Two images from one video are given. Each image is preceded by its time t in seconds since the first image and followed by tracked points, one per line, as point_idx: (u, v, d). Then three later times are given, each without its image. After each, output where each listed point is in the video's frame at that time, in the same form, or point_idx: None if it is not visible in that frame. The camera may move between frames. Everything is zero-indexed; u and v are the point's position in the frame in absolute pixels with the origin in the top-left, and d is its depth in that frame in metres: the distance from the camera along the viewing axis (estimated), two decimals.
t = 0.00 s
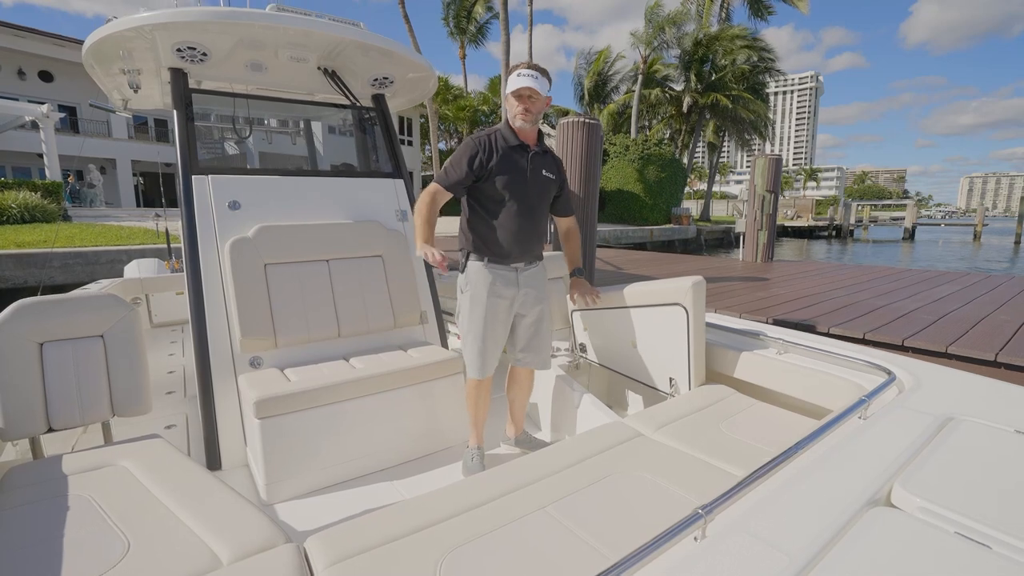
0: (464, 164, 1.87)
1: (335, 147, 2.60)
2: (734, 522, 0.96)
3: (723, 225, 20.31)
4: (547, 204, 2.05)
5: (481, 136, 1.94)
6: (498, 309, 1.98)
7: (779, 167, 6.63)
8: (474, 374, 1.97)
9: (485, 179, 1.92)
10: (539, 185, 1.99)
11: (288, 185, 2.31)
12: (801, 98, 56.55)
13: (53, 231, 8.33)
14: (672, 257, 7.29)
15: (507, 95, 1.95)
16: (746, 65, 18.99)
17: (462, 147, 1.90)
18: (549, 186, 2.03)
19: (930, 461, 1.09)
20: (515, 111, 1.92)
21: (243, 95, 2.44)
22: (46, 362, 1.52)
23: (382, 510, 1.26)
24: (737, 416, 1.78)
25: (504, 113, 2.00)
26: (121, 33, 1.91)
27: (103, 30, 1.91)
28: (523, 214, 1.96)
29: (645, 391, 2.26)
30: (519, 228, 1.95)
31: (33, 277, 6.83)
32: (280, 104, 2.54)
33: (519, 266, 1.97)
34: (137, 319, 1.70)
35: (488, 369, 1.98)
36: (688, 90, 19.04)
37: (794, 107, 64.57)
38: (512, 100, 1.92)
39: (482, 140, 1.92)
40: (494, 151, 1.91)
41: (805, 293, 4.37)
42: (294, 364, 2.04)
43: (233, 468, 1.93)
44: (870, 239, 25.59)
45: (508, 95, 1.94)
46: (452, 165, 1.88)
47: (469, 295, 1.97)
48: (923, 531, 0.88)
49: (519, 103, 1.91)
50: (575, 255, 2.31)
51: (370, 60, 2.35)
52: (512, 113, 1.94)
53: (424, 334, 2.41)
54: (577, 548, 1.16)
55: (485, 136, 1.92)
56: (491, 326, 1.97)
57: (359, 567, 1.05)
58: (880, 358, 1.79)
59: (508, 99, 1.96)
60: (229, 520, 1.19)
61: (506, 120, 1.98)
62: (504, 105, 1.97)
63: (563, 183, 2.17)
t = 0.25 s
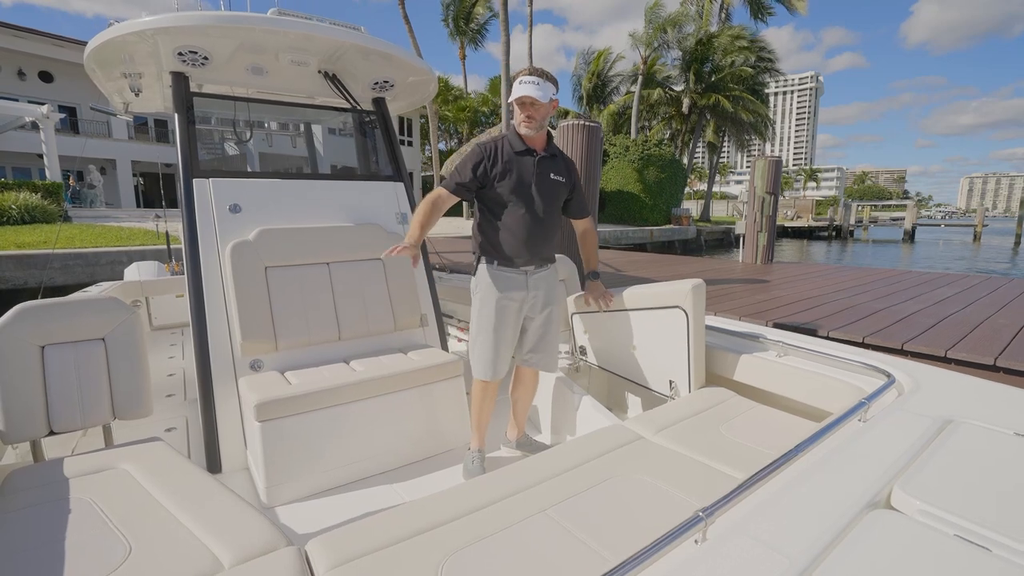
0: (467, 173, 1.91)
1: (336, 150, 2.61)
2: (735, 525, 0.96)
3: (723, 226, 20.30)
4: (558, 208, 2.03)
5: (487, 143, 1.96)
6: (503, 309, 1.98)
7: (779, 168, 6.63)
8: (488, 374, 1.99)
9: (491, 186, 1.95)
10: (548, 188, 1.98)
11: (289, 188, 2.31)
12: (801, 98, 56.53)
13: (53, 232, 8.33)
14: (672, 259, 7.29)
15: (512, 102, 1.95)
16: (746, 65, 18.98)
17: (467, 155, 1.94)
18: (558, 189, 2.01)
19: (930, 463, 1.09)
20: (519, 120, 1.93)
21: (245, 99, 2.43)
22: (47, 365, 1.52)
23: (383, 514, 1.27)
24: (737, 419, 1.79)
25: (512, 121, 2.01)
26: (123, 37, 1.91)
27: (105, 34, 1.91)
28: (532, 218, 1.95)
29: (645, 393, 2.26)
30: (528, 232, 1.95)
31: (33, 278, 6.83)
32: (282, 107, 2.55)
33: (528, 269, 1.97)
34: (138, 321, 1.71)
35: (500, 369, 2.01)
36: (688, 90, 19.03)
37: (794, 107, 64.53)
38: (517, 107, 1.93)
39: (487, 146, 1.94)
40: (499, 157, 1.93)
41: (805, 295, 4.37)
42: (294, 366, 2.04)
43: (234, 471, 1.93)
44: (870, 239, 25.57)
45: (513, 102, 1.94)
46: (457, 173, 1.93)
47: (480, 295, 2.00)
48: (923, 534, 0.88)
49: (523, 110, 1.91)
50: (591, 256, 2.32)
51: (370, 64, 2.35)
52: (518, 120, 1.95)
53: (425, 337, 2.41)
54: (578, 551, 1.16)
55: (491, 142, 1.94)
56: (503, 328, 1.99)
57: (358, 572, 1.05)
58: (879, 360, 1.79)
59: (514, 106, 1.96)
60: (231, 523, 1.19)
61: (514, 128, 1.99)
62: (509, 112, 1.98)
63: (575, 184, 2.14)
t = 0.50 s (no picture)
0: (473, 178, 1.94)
1: (336, 152, 2.61)
2: (736, 527, 0.96)
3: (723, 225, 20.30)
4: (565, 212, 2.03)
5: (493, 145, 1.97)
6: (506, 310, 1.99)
7: (779, 169, 6.63)
8: (486, 375, 1.99)
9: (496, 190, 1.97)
10: (554, 191, 1.97)
11: (289, 189, 2.31)
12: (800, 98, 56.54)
13: (53, 232, 8.33)
14: (672, 259, 7.29)
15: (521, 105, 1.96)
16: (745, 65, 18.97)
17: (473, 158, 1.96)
18: (565, 193, 2.01)
19: (930, 466, 1.09)
20: (528, 120, 1.92)
21: (245, 101, 2.43)
22: (47, 367, 1.52)
23: (383, 515, 1.27)
24: (737, 421, 1.79)
25: (517, 123, 2.00)
26: (124, 38, 1.91)
27: (106, 35, 1.91)
28: (537, 221, 1.95)
29: (644, 394, 2.27)
30: (532, 235, 1.95)
31: (33, 278, 6.83)
32: (284, 108, 2.55)
33: (532, 272, 1.97)
34: (138, 322, 1.71)
35: (500, 371, 2.01)
36: (688, 90, 19.03)
37: (794, 107, 64.51)
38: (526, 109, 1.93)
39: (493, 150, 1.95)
40: (506, 160, 1.93)
41: (805, 295, 4.37)
42: (294, 368, 2.04)
43: (233, 473, 1.93)
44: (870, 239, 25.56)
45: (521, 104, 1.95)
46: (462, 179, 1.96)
47: (484, 297, 2.00)
48: (923, 536, 0.88)
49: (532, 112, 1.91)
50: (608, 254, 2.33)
51: (371, 66, 2.35)
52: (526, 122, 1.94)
53: (425, 338, 2.41)
54: (578, 554, 1.16)
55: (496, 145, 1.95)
56: (503, 329, 1.99)
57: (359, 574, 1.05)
58: (878, 363, 1.79)
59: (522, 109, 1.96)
60: (231, 524, 1.19)
61: (520, 130, 1.98)
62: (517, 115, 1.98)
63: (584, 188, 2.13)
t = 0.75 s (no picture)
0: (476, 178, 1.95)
1: (336, 152, 2.60)
2: (735, 528, 0.96)
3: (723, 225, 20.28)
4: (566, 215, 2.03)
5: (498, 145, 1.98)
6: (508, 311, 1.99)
7: (778, 168, 6.63)
8: (499, 373, 1.98)
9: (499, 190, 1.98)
10: (556, 192, 1.97)
11: (288, 189, 2.30)
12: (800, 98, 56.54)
13: (52, 232, 8.32)
14: (671, 259, 7.29)
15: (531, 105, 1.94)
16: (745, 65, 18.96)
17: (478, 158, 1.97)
18: (566, 196, 2.01)
19: (928, 468, 1.09)
20: (540, 120, 1.90)
21: (244, 100, 2.43)
22: (45, 366, 1.52)
23: (380, 515, 1.26)
24: (735, 422, 1.78)
25: (527, 123, 1.98)
26: (123, 37, 1.91)
27: (105, 34, 1.90)
28: (537, 221, 1.95)
29: (642, 395, 2.26)
30: (532, 235, 1.94)
31: (33, 278, 6.83)
32: (283, 108, 2.55)
33: (532, 271, 1.97)
34: (136, 322, 1.70)
35: (511, 369, 2.01)
36: (688, 90, 19.03)
37: (794, 107, 64.48)
38: (537, 109, 1.91)
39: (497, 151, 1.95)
40: (509, 160, 1.93)
41: (804, 295, 4.36)
42: (292, 368, 2.03)
43: (231, 472, 1.93)
44: (870, 239, 25.55)
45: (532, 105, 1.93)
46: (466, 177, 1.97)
47: (486, 297, 1.99)
48: (921, 538, 0.88)
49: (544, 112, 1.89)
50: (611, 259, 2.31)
51: (371, 65, 2.35)
52: (537, 122, 1.92)
53: (423, 338, 2.41)
54: (577, 554, 1.15)
55: (501, 145, 1.95)
56: (511, 327, 1.99)
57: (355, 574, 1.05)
58: (877, 365, 1.79)
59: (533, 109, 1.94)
60: (229, 524, 1.18)
61: (529, 130, 1.97)
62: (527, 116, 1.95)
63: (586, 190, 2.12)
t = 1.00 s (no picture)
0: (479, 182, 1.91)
1: (335, 151, 2.61)
2: (731, 529, 0.95)
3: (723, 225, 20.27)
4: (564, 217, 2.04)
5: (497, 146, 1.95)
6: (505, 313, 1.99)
7: (777, 168, 6.63)
8: (495, 375, 1.98)
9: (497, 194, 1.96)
10: (553, 194, 1.97)
11: (286, 188, 2.30)
12: (801, 98, 56.50)
13: (52, 231, 8.32)
14: (671, 258, 7.28)
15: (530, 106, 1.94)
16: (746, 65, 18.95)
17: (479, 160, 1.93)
18: (563, 198, 2.01)
19: (925, 470, 1.08)
20: (537, 123, 1.90)
21: (242, 98, 2.43)
22: (43, 364, 1.52)
23: (376, 514, 1.26)
24: (733, 423, 1.78)
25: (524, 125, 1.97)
26: (121, 35, 1.91)
27: (103, 31, 1.90)
28: (534, 224, 1.95)
29: (639, 395, 2.26)
30: (529, 237, 1.94)
31: (32, 277, 6.83)
32: (285, 106, 2.56)
33: (529, 273, 1.96)
34: (133, 321, 1.70)
35: (508, 371, 2.00)
36: (688, 90, 19.02)
37: (795, 107, 64.44)
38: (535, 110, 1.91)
39: (498, 153, 1.93)
40: (507, 162, 1.91)
41: (803, 294, 4.36)
42: (291, 367, 2.03)
43: (228, 471, 1.92)
44: (870, 239, 25.53)
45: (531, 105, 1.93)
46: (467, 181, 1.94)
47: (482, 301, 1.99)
48: (917, 540, 0.87)
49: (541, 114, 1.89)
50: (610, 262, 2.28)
51: (371, 64, 2.35)
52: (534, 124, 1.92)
53: (422, 338, 2.41)
54: (573, 554, 1.15)
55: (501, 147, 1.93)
56: (506, 330, 1.99)
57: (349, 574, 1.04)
58: (873, 365, 1.79)
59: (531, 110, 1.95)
60: (225, 524, 1.18)
61: (526, 132, 1.96)
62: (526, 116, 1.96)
63: (582, 192, 2.13)
